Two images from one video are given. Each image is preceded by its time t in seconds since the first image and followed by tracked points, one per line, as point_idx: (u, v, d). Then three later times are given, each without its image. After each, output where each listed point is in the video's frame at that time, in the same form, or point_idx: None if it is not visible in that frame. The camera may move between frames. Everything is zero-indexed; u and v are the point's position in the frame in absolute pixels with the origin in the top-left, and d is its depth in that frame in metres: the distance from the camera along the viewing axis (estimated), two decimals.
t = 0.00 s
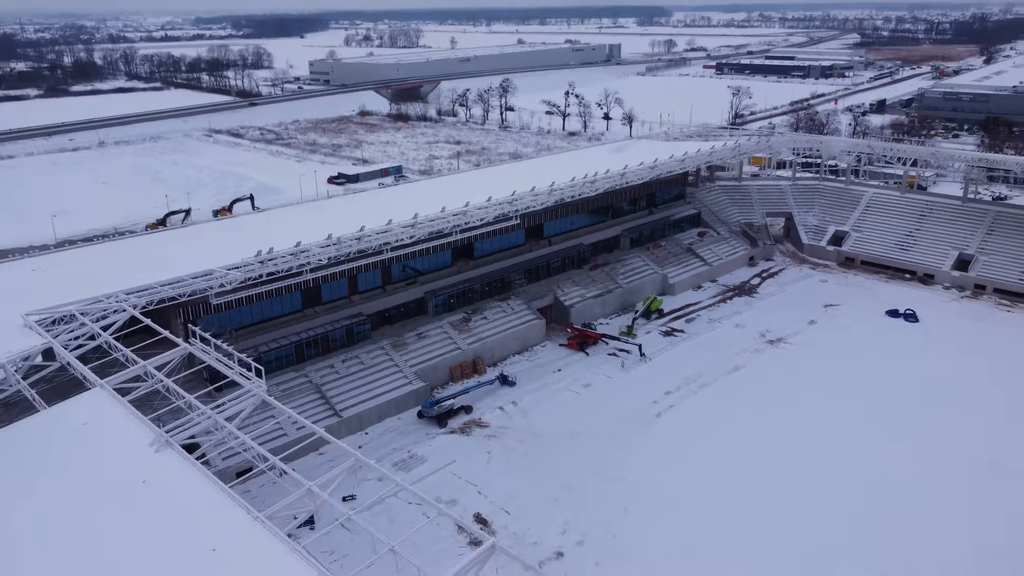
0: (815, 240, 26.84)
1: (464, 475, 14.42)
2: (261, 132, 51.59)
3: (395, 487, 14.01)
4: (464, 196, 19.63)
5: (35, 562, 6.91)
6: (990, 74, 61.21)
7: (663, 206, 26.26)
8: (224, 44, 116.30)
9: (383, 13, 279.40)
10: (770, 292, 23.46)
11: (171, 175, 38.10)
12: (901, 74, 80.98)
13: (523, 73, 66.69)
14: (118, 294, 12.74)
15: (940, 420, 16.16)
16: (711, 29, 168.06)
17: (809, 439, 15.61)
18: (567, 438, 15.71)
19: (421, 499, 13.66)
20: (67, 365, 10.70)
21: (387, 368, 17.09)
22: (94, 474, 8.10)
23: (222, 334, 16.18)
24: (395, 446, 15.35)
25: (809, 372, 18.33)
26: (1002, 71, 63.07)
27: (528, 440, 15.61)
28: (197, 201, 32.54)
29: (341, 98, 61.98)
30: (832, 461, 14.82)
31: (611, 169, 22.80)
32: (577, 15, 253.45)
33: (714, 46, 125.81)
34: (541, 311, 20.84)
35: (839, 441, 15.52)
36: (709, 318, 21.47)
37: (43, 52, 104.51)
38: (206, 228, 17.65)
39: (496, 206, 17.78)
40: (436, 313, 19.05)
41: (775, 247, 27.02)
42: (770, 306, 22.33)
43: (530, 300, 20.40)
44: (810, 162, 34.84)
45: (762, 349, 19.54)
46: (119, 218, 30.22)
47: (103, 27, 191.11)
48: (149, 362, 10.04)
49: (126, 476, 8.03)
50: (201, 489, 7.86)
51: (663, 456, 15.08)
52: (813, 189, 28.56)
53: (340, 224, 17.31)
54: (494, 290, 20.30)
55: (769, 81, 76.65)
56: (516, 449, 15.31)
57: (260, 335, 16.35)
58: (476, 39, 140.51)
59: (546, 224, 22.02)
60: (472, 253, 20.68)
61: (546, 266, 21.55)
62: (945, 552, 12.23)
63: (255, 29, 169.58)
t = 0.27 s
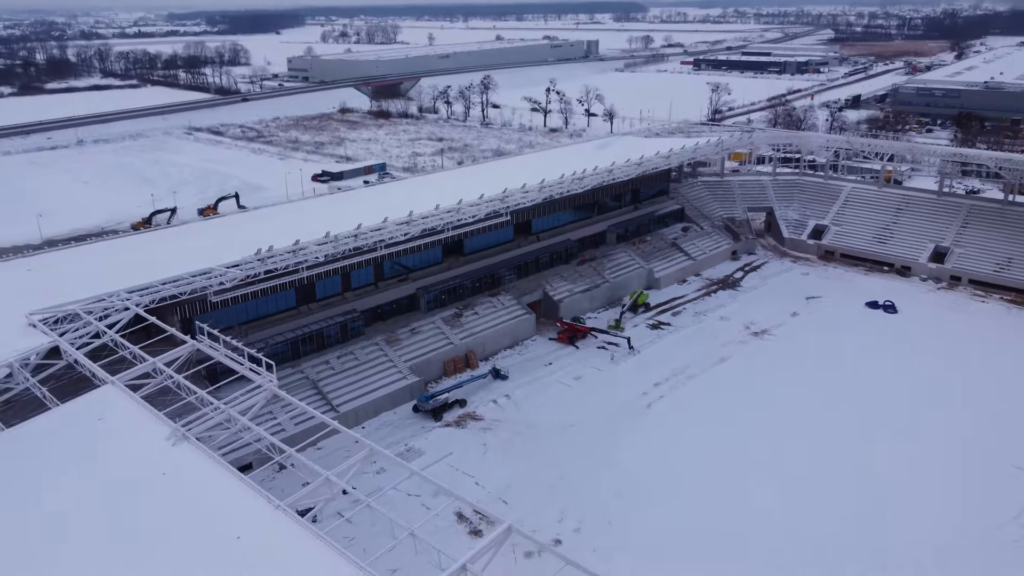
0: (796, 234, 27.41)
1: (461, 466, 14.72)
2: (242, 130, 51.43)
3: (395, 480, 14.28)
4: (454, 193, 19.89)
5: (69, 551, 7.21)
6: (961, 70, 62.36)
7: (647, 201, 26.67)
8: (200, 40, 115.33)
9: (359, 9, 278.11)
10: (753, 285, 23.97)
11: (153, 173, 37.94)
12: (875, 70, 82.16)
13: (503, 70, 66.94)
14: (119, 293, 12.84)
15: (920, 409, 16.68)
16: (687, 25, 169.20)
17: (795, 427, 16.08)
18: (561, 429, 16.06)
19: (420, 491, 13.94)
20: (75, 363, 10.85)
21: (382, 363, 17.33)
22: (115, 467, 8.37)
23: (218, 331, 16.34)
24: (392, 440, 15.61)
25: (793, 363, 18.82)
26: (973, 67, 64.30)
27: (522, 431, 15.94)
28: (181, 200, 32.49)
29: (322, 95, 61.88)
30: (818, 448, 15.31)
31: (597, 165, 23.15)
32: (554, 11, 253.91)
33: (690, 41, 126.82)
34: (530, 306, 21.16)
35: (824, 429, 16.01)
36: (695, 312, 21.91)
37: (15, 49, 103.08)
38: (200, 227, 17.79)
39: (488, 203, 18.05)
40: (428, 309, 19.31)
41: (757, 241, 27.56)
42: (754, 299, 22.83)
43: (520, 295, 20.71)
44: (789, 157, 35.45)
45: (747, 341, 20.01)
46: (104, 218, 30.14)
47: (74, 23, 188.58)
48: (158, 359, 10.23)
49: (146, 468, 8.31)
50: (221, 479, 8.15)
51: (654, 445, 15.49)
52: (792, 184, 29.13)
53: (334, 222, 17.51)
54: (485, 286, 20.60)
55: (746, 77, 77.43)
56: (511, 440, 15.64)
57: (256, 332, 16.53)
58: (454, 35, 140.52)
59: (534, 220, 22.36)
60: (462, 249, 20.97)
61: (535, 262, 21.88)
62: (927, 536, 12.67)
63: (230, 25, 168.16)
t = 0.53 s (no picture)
0: (777, 227, 27.98)
1: (459, 458, 15.03)
2: (223, 127, 51.25)
3: (394, 472, 14.57)
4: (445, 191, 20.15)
5: (98, 543, 7.47)
6: (934, 66, 63.53)
7: (632, 197, 27.08)
8: (175, 37, 114.37)
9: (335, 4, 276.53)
10: (737, 278, 24.48)
11: (135, 172, 37.80)
12: (850, 65, 83.36)
13: (483, 66, 67.16)
14: (121, 292, 12.97)
15: (900, 397, 17.21)
16: (664, 20, 170.26)
17: (782, 416, 16.57)
18: (554, 421, 16.44)
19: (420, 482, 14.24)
20: (83, 361, 11.02)
21: (377, 359, 17.58)
22: (134, 461, 8.61)
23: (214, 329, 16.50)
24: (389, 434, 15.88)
25: (778, 354, 19.34)
26: (945, 62, 65.51)
27: (517, 424, 16.29)
28: (166, 199, 32.45)
29: (302, 92, 61.75)
30: (804, 436, 15.81)
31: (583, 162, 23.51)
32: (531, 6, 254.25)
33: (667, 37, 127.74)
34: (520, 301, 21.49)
35: (809, 417, 16.52)
36: (681, 305, 22.38)
37: None
38: (194, 226, 17.94)
39: (480, 200, 18.32)
40: (421, 304, 19.57)
41: (739, 235, 28.10)
42: (738, 292, 23.34)
43: (510, 291, 21.04)
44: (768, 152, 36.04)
45: (732, 333, 20.50)
46: (89, 217, 30.05)
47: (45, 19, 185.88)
48: (168, 356, 10.43)
49: (165, 461, 8.56)
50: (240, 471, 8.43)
51: (645, 436, 15.90)
52: (773, 179, 29.69)
53: (328, 220, 17.72)
54: (475, 281, 20.90)
55: (724, 72, 78.26)
56: (506, 433, 15.98)
57: (252, 329, 16.71)
58: (432, 30, 140.42)
59: (522, 216, 22.69)
60: (452, 245, 21.24)
61: (523, 257, 22.21)
62: (910, 518, 13.19)
63: (205, 21, 166.66)
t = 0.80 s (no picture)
0: (759, 222, 28.53)
1: (455, 450, 15.34)
2: (204, 125, 51.02)
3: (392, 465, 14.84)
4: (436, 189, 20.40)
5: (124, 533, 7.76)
6: (908, 61, 64.56)
7: (617, 192, 27.47)
8: (151, 34, 113.17)
9: None
10: (721, 272, 24.97)
11: (117, 170, 37.61)
12: (825, 61, 84.41)
13: (464, 63, 67.29)
14: (123, 291, 13.13)
15: (881, 385, 17.75)
16: (641, 16, 171.08)
17: (769, 405, 17.06)
18: (547, 412, 16.82)
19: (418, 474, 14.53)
20: (90, 359, 11.21)
21: (372, 355, 17.83)
22: (152, 456, 8.88)
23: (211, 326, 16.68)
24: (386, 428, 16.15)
25: (764, 345, 19.85)
26: (919, 58, 66.59)
27: (511, 416, 16.64)
28: (151, 198, 32.39)
29: (282, 89, 61.54)
30: (791, 423, 16.30)
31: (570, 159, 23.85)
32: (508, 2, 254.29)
33: (645, 33, 128.46)
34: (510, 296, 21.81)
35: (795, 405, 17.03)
36: (667, 298, 22.81)
37: None
38: (188, 225, 18.09)
39: (472, 197, 18.59)
40: (413, 300, 19.84)
41: (722, 230, 28.61)
42: (723, 285, 23.83)
43: (501, 286, 21.35)
44: (748, 147, 36.62)
45: (719, 326, 20.98)
46: (73, 217, 29.94)
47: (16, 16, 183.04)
48: (177, 353, 10.65)
49: (181, 456, 8.84)
50: (256, 463, 8.75)
51: (636, 425, 16.32)
52: (755, 174, 30.23)
53: (323, 218, 17.93)
54: (466, 277, 21.18)
55: (702, 68, 78.93)
56: (501, 425, 16.32)
57: (248, 326, 16.89)
58: (410, 27, 140.06)
59: (511, 213, 23.00)
60: (443, 242, 21.51)
61: (512, 253, 22.52)
62: (893, 500, 13.71)
63: (180, 17, 164.93)
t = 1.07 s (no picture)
0: (741, 216, 29.06)
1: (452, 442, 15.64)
2: (185, 123, 50.77)
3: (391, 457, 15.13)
4: (427, 187, 20.65)
5: (147, 525, 8.01)
6: (883, 57, 65.58)
7: (603, 188, 27.85)
8: (125, 30, 111.83)
9: None
10: (705, 266, 25.46)
11: (99, 169, 37.41)
12: (802, 56, 85.45)
13: (445, 59, 67.40)
14: (124, 290, 13.28)
15: (863, 374, 18.29)
16: (618, 12, 171.76)
17: (755, 395, 17.53)
18: (540, 404, 17.18)
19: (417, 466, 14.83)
20: (96, 356, 11.38)
21: (366, 350, 18.07)
22: (168, 449, 9.14)
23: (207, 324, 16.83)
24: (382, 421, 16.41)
25: (749, 337, 20.34)
26: (894, 53, 67.69)
27: (505, 408, 16.97)
28: (135, 197, 32.31)
29: (262, 86, 61.29)
30: (777, 412, 16.78)
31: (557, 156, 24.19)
32: None
33: (623, 29, 129.08)
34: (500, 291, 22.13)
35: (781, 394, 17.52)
36: (654, 292, 23.25)
37: None
38: (182, 224, 18.20)
39: (465, 194, 18.85)
40: (406, 296, 20.09)
41: (705, 224, 29.11)
42: (707, 278, 24.31)
43: (491, 282, 21.66)
44: (729, 143, 37.18)
45: (705, 318, 21.45)
46: (57, 216, 29.83)
47: None
48: (185, 349, 10.86)
49: (195, 449, 9.09)
50: (271, 454, 9.04)
51: (627, 416, 16.73)
52: (737, 169, 30.76)
53: (317, 216, 18.12)
54: (456, 273, 21.47)
55: (681, 64, 79.60)
56: (495, 417, 16.64)
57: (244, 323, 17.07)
58: (388, 23, 139.68)
59: (499, 209, 23.30)
60: (433, 239, 21.77)
61: (501, 249, 22.83)
62: (878, 483, 14.21)
63: (153, 13, 163.08)
